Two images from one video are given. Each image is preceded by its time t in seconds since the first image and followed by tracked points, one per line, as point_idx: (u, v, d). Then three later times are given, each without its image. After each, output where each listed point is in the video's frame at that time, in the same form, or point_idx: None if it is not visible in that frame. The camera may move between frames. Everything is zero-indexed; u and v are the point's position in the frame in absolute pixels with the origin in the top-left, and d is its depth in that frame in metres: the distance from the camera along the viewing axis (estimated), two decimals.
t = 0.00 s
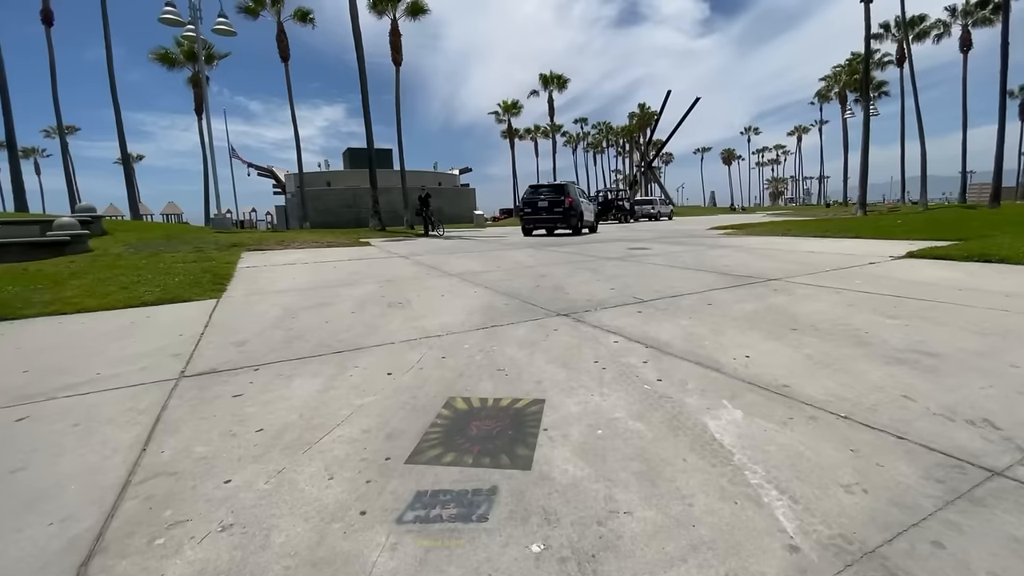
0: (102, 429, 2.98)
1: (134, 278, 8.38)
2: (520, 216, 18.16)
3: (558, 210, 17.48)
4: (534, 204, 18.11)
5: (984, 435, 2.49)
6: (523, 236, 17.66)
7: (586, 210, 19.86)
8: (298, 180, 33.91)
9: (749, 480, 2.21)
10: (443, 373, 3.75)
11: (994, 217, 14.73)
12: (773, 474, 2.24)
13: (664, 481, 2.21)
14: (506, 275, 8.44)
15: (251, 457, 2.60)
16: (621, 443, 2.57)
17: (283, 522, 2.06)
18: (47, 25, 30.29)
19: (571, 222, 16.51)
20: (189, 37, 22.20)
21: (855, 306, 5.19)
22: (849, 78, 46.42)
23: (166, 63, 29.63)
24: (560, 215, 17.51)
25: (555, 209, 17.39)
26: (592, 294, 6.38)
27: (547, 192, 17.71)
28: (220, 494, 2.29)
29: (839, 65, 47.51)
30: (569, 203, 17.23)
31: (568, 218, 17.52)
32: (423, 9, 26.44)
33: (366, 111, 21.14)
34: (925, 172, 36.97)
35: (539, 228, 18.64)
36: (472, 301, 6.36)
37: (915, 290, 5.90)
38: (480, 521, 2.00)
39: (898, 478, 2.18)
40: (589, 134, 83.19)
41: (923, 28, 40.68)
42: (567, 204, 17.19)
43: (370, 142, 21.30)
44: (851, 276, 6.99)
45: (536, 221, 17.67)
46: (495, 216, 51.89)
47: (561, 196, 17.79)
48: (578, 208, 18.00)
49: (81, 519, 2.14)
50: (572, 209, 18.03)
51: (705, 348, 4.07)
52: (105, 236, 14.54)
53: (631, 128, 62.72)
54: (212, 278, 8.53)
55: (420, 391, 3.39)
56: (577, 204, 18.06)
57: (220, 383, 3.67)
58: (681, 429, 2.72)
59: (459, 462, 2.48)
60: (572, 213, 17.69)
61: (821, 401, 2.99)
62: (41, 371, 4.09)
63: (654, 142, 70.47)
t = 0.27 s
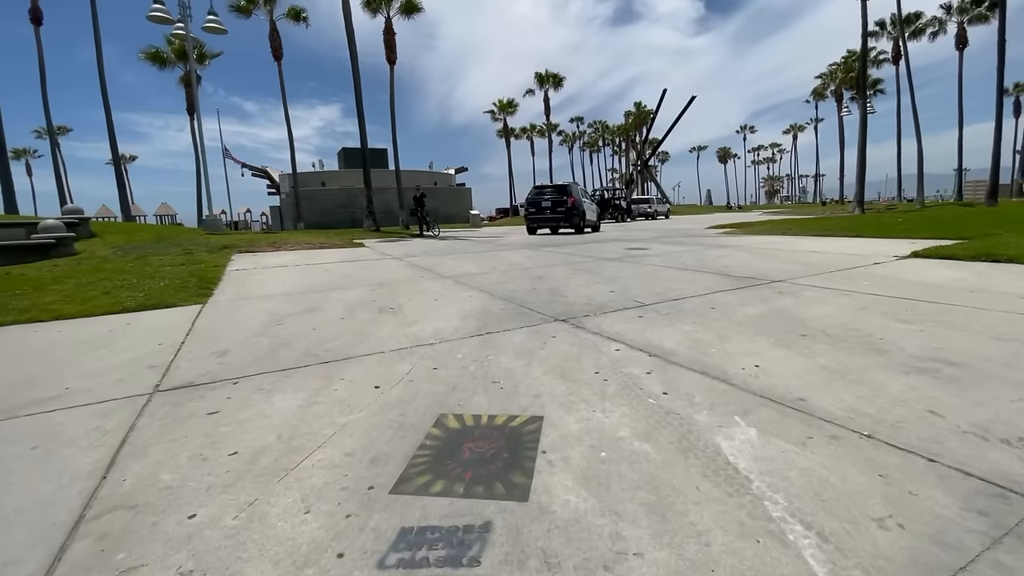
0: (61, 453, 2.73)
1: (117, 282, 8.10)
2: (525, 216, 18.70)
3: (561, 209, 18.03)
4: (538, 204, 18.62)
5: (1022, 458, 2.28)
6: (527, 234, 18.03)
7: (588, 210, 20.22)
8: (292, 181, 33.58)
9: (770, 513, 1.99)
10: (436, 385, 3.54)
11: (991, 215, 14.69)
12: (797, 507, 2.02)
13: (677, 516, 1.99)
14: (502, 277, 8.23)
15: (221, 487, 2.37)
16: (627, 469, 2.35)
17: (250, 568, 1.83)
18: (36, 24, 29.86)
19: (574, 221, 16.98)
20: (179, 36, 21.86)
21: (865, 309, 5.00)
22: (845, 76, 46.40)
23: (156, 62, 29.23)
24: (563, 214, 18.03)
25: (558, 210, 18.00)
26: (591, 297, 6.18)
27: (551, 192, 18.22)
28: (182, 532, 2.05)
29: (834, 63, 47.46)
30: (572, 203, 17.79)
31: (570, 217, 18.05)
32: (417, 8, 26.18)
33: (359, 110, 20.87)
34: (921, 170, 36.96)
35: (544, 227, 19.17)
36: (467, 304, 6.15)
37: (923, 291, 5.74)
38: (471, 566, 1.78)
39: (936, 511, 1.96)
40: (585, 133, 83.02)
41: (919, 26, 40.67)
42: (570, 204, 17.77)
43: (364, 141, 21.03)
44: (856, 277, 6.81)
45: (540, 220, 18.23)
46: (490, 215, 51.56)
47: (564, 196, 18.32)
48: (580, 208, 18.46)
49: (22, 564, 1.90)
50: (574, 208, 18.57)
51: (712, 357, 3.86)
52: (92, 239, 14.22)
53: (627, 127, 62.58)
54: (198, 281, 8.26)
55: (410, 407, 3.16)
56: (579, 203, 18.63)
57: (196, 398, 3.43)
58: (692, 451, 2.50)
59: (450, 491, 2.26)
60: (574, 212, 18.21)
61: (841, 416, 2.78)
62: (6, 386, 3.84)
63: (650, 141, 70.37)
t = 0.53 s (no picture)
0: (14, 477, 2.50)
1: (102, 285, 7.84)
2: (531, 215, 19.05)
3: (566, 208, 18.36)
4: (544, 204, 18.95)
5: None
6: (533, 233, 18.27)
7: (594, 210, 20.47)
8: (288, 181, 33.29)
9: (797, 549, 1.77)
10: (427, 396, 3.31)
11: (996, 212, 14.49)
12: (826, 541, 1.80)
13: (692, 553, 1.77)
14: (500, 277, 8.00)
15: (185, 517, 2.14)
16: (634, 495, 2.13)
17: None
18: (28, 22, 29.52)
19: (578, 219, 17.32)
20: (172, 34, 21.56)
21: (878, 311, 4.79)
22: (844, 73, 46.22)
23: (150, 61, 28.91)
24: (568, 213, 18.37)
25: (563, 209, 18.34)
26: (591, 299, 5.96)
27: (556, 192, 18.56)
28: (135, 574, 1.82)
29: (833, 60, 47.25)
30: (576, 202, 18.14)
31: (575, 216, 18.37)
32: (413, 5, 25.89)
33: (355, 108, 20.61)
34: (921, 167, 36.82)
35: (549, 226, 19.47)
36: (463, 307, 5.92)
37: (936, 291, 5.53)
38: None
39: (983, 545, 1.74)
40: (582, 132, 82.76)
41: (918, 21, 40.47)
42: (575, 203, 18.12)
43: (359, 140, 20.77)
44: (865, 277, 6.60)
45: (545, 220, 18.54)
46: (488, 214, 51.31)
47: (569, 195, 18.66)
48: (585, 206, 18.74)
49: None
50: (579, 207, 18.89)
51: (721, 363, 3.65)
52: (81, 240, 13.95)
53: (626, 125, 62.37)
54: (186, 284, 8.01)
55: (398, 422, 2.94)
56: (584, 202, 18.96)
57: (169, 413, 3.19)
58: (704, 472, 2.28)
59: (438, 522, 2.03)
60: (579, 211, 18.53)
61: (865, 432, 2.56)
62: None
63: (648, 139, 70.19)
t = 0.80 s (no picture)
0: None
1: (85, 291, 7.57)
2: (538, 215, 19.24)
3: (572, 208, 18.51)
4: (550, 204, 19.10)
5: None
6: (539, 232, 18.44)
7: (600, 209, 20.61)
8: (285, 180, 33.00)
9: None
10: (414, 416, 3.05)
11: (1003, 210, 14.22)
12: None
13: None
14: (497, 280, 7.74)
15: (128, 570, 1.87)
16: (641, 542, 1.87)
17: None
18: (21, 21, 29.20)
19: (584, 219, 17.45)
20: (164, 32, 21.23)
21: (895, 317, 4.52)
22: (845, 69, 45.85)
23: (145, 60, 28.62)
24: (574, 213, 18.52)
25: (570, 208, 18.56)
26: (592, 305, 5.69)
27: (562, 192, 18.69)
28: None
29: (835, 56, 46.88)
30: (583, 201, 18.29)
31: (582, 215, 18.51)
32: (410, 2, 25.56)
33: (351, 107, 20.31)
34: (924, 163, 36.49)
35: (556, 225, 19.59)
36: (457, 313, 5.66)
37: (954, 294, 5.27)
38: None
39: None
40: (582, 130, 82.56)
41: (921, 16, 40.08)
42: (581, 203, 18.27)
43: (356, 139, 20.49)
44: (877, 279, 6.32)
45: (552, 219, 18.74)
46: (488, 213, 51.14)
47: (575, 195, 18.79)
48: (591, 206, 18.86)
49: None
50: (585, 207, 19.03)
51: (731, 377, 3.38)
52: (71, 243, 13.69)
53: (626, 123, 62.04)
54: (173, 289, 7.74)
55: (379, 448, 2.68)
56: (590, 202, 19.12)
57: (132, 437, 2.93)
58: (719, 512, 2.02)
59: None
60: (585, 211, 18.66)
61: (897, 461, 2.29)
62: None
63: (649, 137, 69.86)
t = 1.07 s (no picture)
0: None
1: (70, 296, 7.34)
2: (546, 215, 19.53)
3: (580, 208, 18.77)
4: (558, 204, 19.39)
5: None
6: (547, 231, 18.70)
7: (608, 208, 20.81)
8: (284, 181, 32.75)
9: None
10: (402, 438, 2.81)
11: (1012, 207, 13.97)
12: None
13: None
14: (495, 284, 7.50)
15: None
16: None
17: None
18: (15, 20, 28.93)
19: (592, 219, 17.71)
20: (158, 31, 20.97)
21: (914, 323, 4.29)
22: (847, 65, 45.52)
23: (140, 60, 28.37)
24: (582, 212, 18.76)
25: (577, 208, 18.85)
26: (593, 310, 5.46)
27: (570, 192, 18.92)
28: None
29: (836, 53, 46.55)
30: (591, 201, 18.54)
31: (589, 215, 18.74)
32: None
33: (348, 106, 20.06)
34: (927, 160, 36.19)
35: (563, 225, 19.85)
36: (453, 319, 5.43)
37: (973, 298, 5.02)
38: None
39: None
40: (582, 128, 82.30)
41: (923, 12, 39.74)
42: (590, 202, 18.53)
43: (353, 138, 20.24)
44: (890, 280, 6.09)
45: (560, 219, 19.03)
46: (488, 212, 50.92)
47: (582, 195, 19.03)
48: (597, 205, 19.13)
49: None
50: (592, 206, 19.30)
51: (744, 392, 3.15)
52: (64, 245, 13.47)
53: (626, 120, 61.76)
54: (161, 294, 7.51)
55: (363, 476, 2.44)
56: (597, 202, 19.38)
57: (96, 462, 2.70)
58: (741, 557, 1.79)
59: None
60: (593, 210, 18.88)
61: (936, 493, 2.06)
62: None
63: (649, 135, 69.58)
